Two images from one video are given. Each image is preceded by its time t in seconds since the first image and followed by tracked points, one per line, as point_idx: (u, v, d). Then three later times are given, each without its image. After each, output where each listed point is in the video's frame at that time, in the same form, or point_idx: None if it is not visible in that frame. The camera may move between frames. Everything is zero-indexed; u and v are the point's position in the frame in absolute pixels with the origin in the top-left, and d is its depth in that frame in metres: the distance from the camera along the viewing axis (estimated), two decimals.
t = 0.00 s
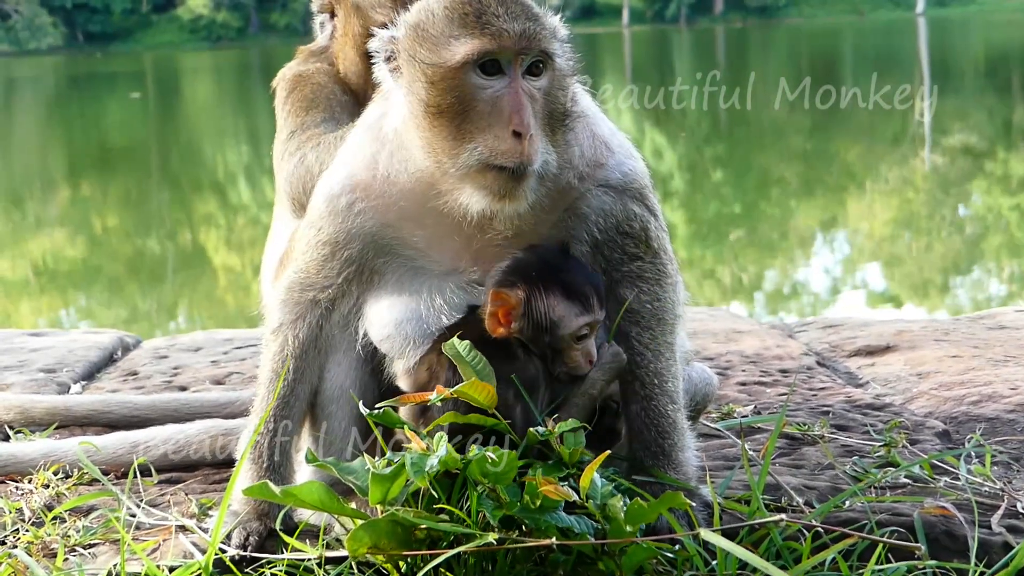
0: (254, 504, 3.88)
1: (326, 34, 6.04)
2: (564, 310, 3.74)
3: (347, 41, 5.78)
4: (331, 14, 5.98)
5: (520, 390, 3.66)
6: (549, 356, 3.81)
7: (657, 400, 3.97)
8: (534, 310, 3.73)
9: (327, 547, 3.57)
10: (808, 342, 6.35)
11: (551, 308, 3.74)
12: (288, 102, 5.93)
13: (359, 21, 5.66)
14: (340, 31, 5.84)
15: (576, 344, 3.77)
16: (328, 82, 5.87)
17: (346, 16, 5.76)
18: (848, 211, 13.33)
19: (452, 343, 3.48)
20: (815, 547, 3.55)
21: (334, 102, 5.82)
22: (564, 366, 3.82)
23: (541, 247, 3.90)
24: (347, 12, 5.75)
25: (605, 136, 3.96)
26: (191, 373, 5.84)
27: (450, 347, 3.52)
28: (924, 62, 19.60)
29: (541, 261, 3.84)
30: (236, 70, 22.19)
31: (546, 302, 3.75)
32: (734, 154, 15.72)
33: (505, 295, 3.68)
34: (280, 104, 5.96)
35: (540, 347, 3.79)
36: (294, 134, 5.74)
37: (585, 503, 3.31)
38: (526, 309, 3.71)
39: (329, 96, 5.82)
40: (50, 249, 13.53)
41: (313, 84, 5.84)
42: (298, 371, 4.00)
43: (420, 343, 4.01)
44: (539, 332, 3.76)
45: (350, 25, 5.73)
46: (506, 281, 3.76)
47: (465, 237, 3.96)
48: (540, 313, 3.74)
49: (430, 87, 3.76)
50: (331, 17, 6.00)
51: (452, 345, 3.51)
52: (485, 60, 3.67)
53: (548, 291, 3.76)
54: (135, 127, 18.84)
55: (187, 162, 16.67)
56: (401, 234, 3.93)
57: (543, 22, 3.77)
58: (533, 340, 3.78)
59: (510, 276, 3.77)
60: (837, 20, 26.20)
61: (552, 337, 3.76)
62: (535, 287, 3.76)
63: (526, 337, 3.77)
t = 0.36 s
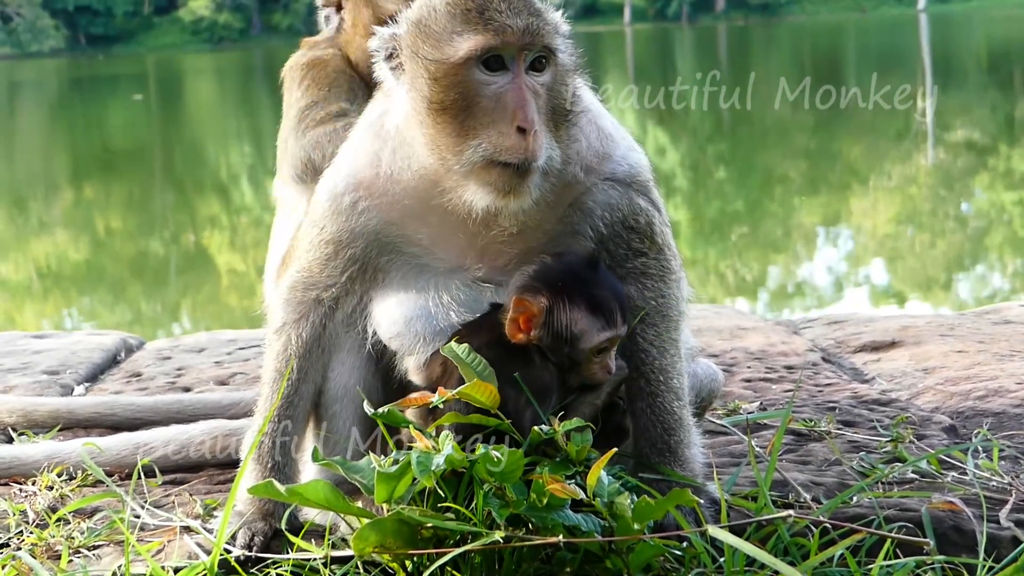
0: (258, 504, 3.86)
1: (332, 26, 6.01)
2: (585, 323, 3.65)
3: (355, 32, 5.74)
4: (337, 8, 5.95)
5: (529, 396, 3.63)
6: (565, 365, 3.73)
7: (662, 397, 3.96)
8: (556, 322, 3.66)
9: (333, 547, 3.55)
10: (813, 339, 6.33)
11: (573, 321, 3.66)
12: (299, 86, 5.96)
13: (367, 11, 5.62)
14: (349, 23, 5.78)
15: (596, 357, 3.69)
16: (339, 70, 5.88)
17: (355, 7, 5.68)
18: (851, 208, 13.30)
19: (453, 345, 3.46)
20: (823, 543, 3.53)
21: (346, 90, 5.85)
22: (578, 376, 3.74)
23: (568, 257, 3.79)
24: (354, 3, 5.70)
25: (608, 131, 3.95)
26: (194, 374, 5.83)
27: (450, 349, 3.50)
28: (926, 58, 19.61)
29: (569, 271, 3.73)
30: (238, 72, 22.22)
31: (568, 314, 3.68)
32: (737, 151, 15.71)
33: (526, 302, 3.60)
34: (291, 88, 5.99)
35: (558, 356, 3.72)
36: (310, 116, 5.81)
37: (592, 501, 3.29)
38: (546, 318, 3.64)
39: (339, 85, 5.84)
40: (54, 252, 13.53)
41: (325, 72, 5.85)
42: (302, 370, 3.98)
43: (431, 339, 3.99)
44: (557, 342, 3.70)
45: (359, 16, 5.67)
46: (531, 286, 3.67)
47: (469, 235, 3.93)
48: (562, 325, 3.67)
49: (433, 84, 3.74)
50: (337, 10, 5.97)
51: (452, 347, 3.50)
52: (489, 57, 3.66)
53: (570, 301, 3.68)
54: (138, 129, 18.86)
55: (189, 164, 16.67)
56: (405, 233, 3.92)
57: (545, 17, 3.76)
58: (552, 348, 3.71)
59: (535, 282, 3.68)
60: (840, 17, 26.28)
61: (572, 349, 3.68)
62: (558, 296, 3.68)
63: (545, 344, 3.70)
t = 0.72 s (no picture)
0: (263, 511, 3.85)
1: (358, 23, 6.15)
2: (591, 330, 3.61)
3: (382, 23, 5.86)
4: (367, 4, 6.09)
5: (538, 403, 3.61)
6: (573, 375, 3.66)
7: (669, 405, 3.94)
8: (559, 330, 3.62)
9: (338, 554, 3.53)
10: (819, 344, 6.31)
11: (578, 329, 3.62)
12: (314, 87, 6.03)
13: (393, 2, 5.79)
14: (375, 17, 5.94)
15: (603, 365, 3.62)
16: (356, 70, 5.98)
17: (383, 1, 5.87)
18: (855, 212, 13.28)
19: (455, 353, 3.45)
20: (831, 552, 3.51)
21: (359, 92, 5.94)
22: (587, 384, 3.65)
23: (570, 263, 3.74)
24: None
25: (614, 136, 3.93)
26: (199, 378, 5.81)
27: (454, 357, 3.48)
28: (929, 61, 19.60)
29: (573, 279, 3.69)
30: (243, 73, 22.24)
31: (572, 323, 3.63)
32: (741, 153, 15.69)
33: (526, 311, 3.59)
34: (306, 88, 6.05)
35: (565, 364, 3.65)
36: (319, 122, 5.85)
37: (598, 509, 3.27)
38: (550, 328, 3.61)
39: (355, 84, 5.93)
40: (58, 253, 13.52)
41: (343, 70, 5.95)
42: (306, 377, 3.97)
43: (436, 347, 3.93)
44: (563, 351, 3.64)
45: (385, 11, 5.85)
46: (533, 295, 3.66)
47: (475, 241, 3.91)
48: (566, 333, 3.62)
49: (438, 89, 3.73)
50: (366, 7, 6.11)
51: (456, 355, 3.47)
52: (495, 61, 3.65)
53: (574, 311, 3.64)
54: (143, 130, 18.88)
55: (193, 165, 16.66)
56: (410, 238, 3.89)
57: (550, 22, 3.75)
58: (558, 358, 3.65)
59: (537, 290, 3.67)
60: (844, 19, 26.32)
61: (578, 357, 3.62)
62: (562, 305, 3.63)
63: (551, 354, 3.66)
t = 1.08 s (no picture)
0: (268, 527, 3.85)
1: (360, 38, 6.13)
2: (601, 346, 3.61)
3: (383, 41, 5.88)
4: (368, 19, 6.05)
5: (542, 421, 3.59)
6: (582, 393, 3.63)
7: (674, 420, 3.94)
8: (570, 347, 3.61)
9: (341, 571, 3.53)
10: (823, 358, 6.31)
11: (589, 346, 3.61)
12: (316, 107, 6.02)
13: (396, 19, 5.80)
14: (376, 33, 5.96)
15: (613, 381, 3.60)
16: (356, 89, 5.97)
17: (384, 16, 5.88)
18: (860, 225, 13.28)
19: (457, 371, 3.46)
20: (835, 566, 3.50)
21: (360, 110, 5.93)
22: (594, 403, 3.62)
23: (580, 279, 3.78)
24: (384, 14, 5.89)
25: (619, 151, 3.95)
26: (203, 394, 5.82)
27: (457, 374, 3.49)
28: (933, 74, 19.65)
29: (581, 296, 3.70)
30: (248, 87, 22.31)
31: (583, 339, 3.62)
32: (745, 167, 15.71)
33: (536, 329, 3.61)
34: (307, 108, 6.05)
35: (575, 382, 3.62)
36: (320, 144, 5.84)
37: (603, 525, 3.27)
38: (560, 345, 3.61)
39: (355, 103, 5.92)
40: (63, 267, 13.54)
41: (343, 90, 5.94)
42: (311, 392, 3.97)
43: (441, 362, 3.97)
44: (574, 368, 3.61)
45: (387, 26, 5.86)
46: (544, 313, 3.68)
47: (481, 256, 3.91)
48: (577, 350, 3.61)
49: (444, 104, 3.76)
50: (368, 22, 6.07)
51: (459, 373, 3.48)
52: (502, 75, 3.67)
53: (584, 327, 3.64)
54: (148, 144, 18.94)
55: (198, 179, 16.70)
56: (416, 253, 3.90)
57: (556, 37, 3.78)
58: (569, 375, 3.63)
59: (548, 307, 3.69)
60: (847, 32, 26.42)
61: (588, 373, 3.59)
62: (572, 322, 3.64)
63: (561, 371, 3.63)
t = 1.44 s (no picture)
0: (271, 537, 3.87)
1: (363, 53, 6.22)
2: (613, 370, 3.58)
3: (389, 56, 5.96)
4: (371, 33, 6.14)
5: (548, 434, 3.60)
6: (586, 411, 3.63)
7: (676, 430, 3.96)
8: (582, 368, 3.58)
9: None
10: (826, 371, 6.32)
11: (601, 368, 3.58)
12: (319, 122, 6.06)
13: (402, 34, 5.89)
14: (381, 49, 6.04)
15: (619, 407, 3.59)
16: (359, 104, 6.03)
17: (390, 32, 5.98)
18: (863, 239, 13.29)
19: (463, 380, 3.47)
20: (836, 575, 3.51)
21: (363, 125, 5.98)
22: (596, 422, 3.62)
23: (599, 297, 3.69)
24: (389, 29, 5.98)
25: (621, 163, 3.98)
26: (207, 406, 5.83)
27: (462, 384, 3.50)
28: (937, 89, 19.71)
29: (599, 316, 3.64)
30: (253, 102, 22.41)
31: (596, 360, 3.59)
32: (748, 182, 15.75)
33: (552, 343, 3.57)
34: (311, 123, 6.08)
35: (582, 402, 3.62)
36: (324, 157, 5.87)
37: (605, 535, 3.28)
38: (573, 362, 3.59)
39: (358, 118, 5.97)
40: (67, 282, 13.56)
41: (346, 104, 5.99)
42: (314, 403, 3.99)
43: (446, 373, 3.94)
44: (582, 388, 3.60)
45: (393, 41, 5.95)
46: (560, 327, 3.64)
47: (483, 269, 3.93)
48: (589, 371, 3.58)
49: (449, 117, 3.78)
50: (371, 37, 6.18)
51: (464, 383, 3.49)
52: (507, 88, 3.69)
53: (597, 348, 3.60)
54: (152, 160, 19.00)
55: (203, 193, 16.75)
56: (421, 265, 3.92)
57: (560, 51, 3.81)
58: (576, 394, 3.62)
59: (565, 322, 3.64)
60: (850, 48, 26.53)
61: (595, 394, 3.59)
62: (588, 341, 3.61)
63: (569, 389, 3.63)
